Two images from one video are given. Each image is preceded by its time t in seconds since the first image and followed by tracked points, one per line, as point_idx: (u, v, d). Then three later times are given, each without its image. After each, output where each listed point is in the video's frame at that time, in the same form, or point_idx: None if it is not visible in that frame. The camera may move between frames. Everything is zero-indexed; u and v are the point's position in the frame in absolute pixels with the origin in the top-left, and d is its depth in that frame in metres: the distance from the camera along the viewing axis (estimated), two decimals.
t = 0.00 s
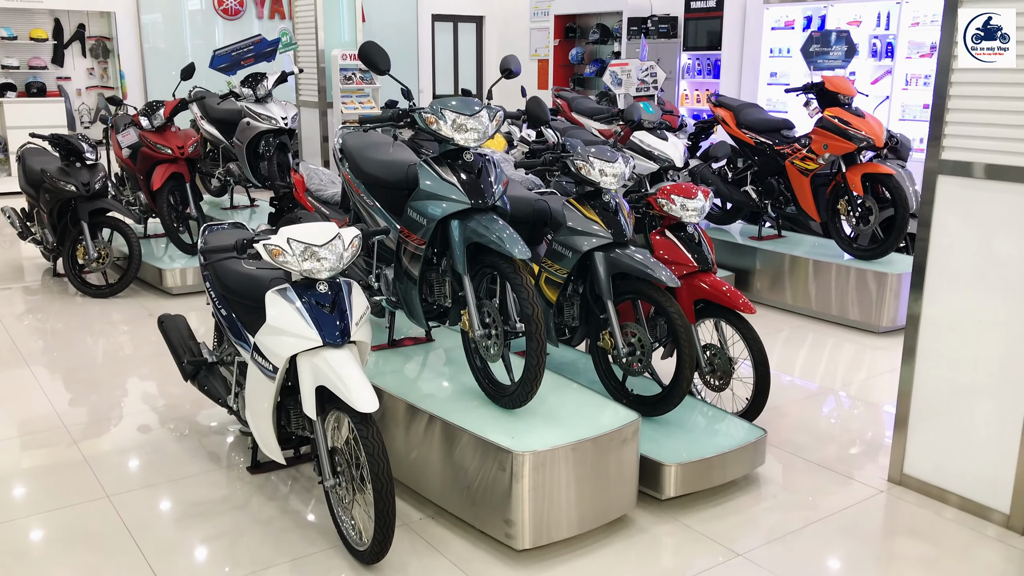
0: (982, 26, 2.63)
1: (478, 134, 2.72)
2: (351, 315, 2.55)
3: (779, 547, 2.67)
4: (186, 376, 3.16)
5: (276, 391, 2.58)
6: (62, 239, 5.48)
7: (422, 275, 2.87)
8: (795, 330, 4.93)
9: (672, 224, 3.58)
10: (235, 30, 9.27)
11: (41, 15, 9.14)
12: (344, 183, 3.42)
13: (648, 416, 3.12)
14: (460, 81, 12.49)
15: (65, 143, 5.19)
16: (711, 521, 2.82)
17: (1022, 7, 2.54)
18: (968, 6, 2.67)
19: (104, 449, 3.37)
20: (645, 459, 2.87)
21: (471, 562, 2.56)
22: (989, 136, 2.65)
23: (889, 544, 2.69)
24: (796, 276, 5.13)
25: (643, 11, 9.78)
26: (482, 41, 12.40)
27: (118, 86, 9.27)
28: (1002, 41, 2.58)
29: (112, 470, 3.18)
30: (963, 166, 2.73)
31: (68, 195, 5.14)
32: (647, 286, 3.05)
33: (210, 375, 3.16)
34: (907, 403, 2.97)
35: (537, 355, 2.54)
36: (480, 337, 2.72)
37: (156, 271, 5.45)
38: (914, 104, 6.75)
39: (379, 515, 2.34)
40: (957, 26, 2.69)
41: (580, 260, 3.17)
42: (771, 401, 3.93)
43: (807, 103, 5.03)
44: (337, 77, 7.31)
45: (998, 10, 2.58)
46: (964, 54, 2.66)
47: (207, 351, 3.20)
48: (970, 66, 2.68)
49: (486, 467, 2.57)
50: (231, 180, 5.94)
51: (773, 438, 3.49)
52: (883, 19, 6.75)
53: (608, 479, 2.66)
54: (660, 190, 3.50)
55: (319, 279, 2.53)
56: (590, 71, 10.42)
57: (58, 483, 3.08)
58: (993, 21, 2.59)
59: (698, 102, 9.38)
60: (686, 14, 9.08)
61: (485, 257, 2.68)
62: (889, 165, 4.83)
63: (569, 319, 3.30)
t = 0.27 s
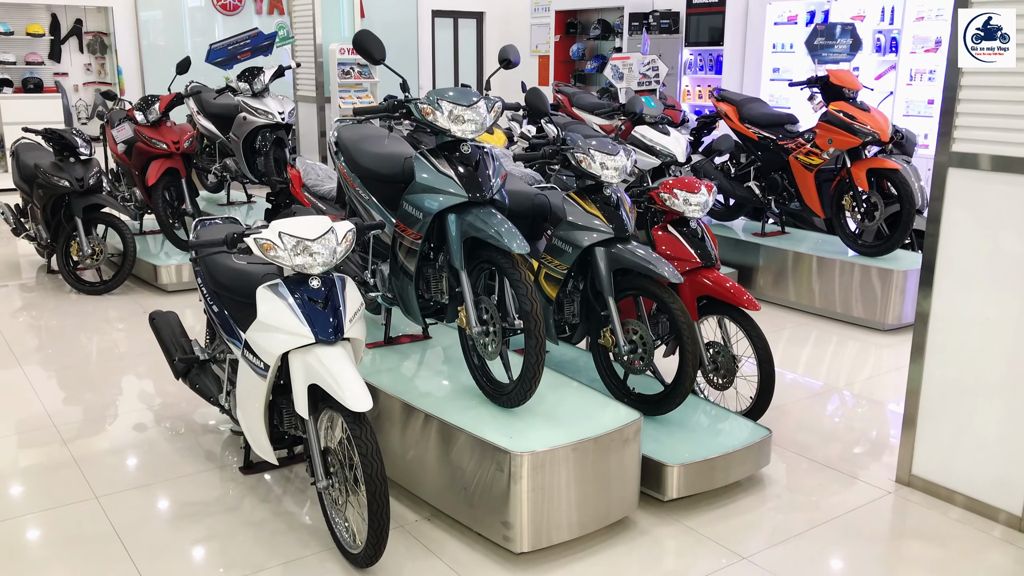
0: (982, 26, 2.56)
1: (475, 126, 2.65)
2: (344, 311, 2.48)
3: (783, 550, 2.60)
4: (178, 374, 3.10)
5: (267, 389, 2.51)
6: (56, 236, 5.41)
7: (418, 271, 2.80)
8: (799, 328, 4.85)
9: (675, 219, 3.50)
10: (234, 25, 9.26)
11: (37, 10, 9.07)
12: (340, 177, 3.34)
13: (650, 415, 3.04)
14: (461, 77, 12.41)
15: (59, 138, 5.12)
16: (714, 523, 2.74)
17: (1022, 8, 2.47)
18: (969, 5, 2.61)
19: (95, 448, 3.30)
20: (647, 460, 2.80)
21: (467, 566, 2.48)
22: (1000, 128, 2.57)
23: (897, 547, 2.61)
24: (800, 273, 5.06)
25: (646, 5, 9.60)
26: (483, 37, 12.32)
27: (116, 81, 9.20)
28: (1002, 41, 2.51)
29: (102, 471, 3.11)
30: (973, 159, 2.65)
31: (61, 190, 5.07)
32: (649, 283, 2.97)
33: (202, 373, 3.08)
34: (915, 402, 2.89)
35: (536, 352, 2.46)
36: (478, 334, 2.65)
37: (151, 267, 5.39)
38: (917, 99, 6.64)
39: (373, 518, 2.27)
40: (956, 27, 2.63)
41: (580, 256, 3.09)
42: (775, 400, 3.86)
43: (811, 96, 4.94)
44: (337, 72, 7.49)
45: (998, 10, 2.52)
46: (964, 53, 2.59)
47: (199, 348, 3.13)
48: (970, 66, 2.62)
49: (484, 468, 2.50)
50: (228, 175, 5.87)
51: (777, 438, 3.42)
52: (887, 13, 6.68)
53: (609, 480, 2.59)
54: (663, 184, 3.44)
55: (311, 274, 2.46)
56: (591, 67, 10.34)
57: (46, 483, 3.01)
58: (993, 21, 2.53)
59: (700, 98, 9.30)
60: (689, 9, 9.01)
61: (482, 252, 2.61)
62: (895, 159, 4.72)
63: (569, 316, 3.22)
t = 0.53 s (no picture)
0: (981, 27, 2.51)
1: (468, 114, 2.57)
2: (332, 304, 2.41)
3: (784, 551, 2.52)
4: (165, 370, 3.04)
5: (253, 385, 2.44)
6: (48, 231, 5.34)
7: (410, 264, 2.73)
8: (801, 324, 4.78)
9: (674, 212, 3.42)
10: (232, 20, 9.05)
11: (34, 5, 9.00)
12: (331, 168, 3.27)
13: (648, 412, 2.97)
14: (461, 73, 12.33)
15: (51, 132, 5.06)
16: (713, 522, 2.67)
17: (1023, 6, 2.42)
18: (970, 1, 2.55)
19: (82, 445, 3.23)
20: (644, 458, 2.73)
21: (459, 567, 2.41)
22: (1008, 117, 2.49)
23: (902, 547, 2.54)
24: (802, 268, 4.98)
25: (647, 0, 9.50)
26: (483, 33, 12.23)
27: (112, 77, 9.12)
28: (1002, 41, 2.46)
29: (88, 468, 3.04)
30: (980, 149, 2.57)
31: (53, 184, 5.00)
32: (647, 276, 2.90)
33: (190, 369, 3.02)
34: (920, 398, 2.82)
35: (529, 347, 2.39)
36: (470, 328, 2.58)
37: (145, 263, 5.35)
38: (922, 94, 6.60)
39: (360, 518, 2.20)
40: (957, 25, 2.57)
41: (576, 249, 3.02)
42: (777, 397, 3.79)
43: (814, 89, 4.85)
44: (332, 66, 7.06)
45: (998, 10, 2.47)
46: (963, 53, 2.54)
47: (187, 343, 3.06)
48: (968, 66, 2.58)
49: (476, 466, 2.43)
50: (223, 170, 5.80)
51: (778, 435, 3.34)
52: (891, 7, 6.56)
53: (605, 478, 2.51)
54: (661, 176, 3.36)
55: (298, 266, 2.39)
56: (592, 63, 10.26)
57: (30, 481, 2.94)
58: (993, 21, 2.48)
59: (702, 93, 9.22)
60: (690, 4, 8.92)
61: (475, 243, 2.54)
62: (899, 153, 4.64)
63: (566, 311, 3.14)
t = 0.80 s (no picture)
0: (981, 27, 2.45)
1: (459, 107, 2.52)
2: (320, 301, 2.36)
3: (782, 554, 2.47)
4: (153, 368, 2.98)
5: (240, 383, 2.39)
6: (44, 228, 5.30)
7: (401, 260, 2.68)
8: (803, 323, 4.72)
9: (672, 208, 3.37)
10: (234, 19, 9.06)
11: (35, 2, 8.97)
12: (324, 164, 3.22)
13: (644, 411, 2.92)
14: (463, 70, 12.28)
15: (46, 128, 5.01)
16: (710, 524, 2.62)
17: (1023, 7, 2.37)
18: None
19: (73, 443, 3.19)
20: (640, 458, 2.67)
21: (448, 570, 2.36)
22: (1013, 110, 2.43)
23: (903, 551, 2.48)
24: (804, 266, 4.93)
25: None
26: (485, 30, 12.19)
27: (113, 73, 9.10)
28: (1002, 41, 2.41)
29: (77, 467, 3.00)
30: (984, 143, 2.51)
31: (48, 181, 4.96)
32: (644, 273, 2.84)
33: (179, 366, 2.97)
34: (922, 398, 2.76)
35: (521, 344, 2.34)
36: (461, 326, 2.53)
37: (141, 260, 5.30)
38: (927, 91, 6.54)
39: (347, 519, 2.15)
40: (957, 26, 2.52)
41: (572, 245, 2.97)
42: (778, 396, 3.73)
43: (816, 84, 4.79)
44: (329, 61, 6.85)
45: (998, 10, 2.42)
46: (963, 54, 2.49)
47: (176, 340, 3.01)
48: (968, 66, 2.53)
49: (467, 466, 2.38)
50: (221, 167, 5.77)
51: (779, 435, 3.29)
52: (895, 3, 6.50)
53: (599, 479, 2.46)
54: (659, 172, 3.31)
55: (285, 262, 2.34)
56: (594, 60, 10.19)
57: (19, 479, 2.90)
58: (993, 21, 2.42)
59: (705, 90, 9.15)
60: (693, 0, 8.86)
61: (466, 239, 2.48)
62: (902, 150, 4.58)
63: (561, 308, 3.08)
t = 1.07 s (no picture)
0: (981, 27, 2.43)
1: (457, 109, 2.50)
2: (315, 303, 2.35)
3: (782, 561, 2.44)
4: (153, 369, 2.98)
5: (235, 385, 2.38)
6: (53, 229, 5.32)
7: (399, 262, 2.66)
8: (811, 327, 4.68)
9: (675, 211, 3.34)
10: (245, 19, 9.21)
11: (49, 4, 9.02)
12: (325, 165, 3.20)
13: (644, 416, 2.89)
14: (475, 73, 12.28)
15: (55, 129, 5.03)
16: (710, 531, 2.59)
17: None
18: None
19: (74, 444, 3.19)
20: (639, 463, 2.65)
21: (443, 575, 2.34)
22: (1018, 113, 2.40)
23: (906, 559, 2.44)
24: (813, 269, 4.88)
25: None
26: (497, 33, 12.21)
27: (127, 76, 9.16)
28: (1001, 41, 2.38)
29: (77, 468, 3.00)
30: (989, 145, 2.47)
31: (57, 182, 4.98)
32: (644, 276, 2.81)
33: (178, 367, 2.97)
34: (927, 404, 2.72)
35: (517, 347, 2.32)
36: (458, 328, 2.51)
37: (148, 262, 5.34)
38: (939, 93, 6.44)
39: (339, 523, 2.14)
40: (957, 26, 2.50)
41: (572, 247, 2.94)
42: (783, 400, 3.70)
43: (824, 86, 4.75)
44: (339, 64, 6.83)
45: (999, 10, 2.39)
46: (963, 53, 2.47)
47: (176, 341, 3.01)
48: (970, 67, 2.50)
49: (461, 470, 2.36)
50: (229, 169, 5.78)
51: (782, 440, 3.26)
52: (909, 4, 6.45)
53: (596, 485, 2.44)
54: (663, 173, 3.28)
55: (280, 263, 2.33)
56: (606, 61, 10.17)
57: (20, 480, 2.91)
58: (993, 21, 2.40)
59: (716, 93, 9.11)
60: (705, 2, 8.82)
61: (463, 241, 2.47)
62: (912, 152, 4.53)
63: (562, 311, 3.06)
